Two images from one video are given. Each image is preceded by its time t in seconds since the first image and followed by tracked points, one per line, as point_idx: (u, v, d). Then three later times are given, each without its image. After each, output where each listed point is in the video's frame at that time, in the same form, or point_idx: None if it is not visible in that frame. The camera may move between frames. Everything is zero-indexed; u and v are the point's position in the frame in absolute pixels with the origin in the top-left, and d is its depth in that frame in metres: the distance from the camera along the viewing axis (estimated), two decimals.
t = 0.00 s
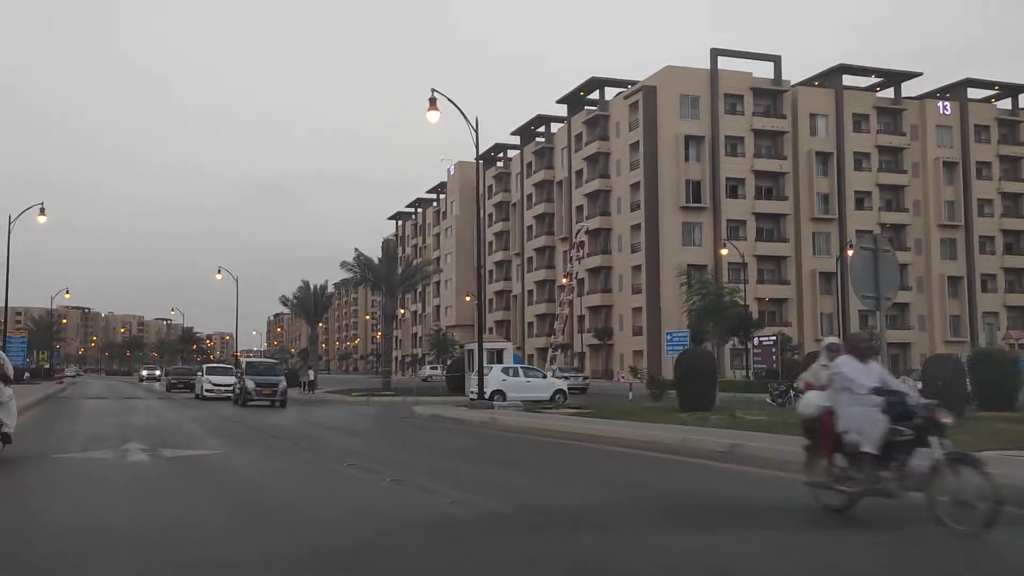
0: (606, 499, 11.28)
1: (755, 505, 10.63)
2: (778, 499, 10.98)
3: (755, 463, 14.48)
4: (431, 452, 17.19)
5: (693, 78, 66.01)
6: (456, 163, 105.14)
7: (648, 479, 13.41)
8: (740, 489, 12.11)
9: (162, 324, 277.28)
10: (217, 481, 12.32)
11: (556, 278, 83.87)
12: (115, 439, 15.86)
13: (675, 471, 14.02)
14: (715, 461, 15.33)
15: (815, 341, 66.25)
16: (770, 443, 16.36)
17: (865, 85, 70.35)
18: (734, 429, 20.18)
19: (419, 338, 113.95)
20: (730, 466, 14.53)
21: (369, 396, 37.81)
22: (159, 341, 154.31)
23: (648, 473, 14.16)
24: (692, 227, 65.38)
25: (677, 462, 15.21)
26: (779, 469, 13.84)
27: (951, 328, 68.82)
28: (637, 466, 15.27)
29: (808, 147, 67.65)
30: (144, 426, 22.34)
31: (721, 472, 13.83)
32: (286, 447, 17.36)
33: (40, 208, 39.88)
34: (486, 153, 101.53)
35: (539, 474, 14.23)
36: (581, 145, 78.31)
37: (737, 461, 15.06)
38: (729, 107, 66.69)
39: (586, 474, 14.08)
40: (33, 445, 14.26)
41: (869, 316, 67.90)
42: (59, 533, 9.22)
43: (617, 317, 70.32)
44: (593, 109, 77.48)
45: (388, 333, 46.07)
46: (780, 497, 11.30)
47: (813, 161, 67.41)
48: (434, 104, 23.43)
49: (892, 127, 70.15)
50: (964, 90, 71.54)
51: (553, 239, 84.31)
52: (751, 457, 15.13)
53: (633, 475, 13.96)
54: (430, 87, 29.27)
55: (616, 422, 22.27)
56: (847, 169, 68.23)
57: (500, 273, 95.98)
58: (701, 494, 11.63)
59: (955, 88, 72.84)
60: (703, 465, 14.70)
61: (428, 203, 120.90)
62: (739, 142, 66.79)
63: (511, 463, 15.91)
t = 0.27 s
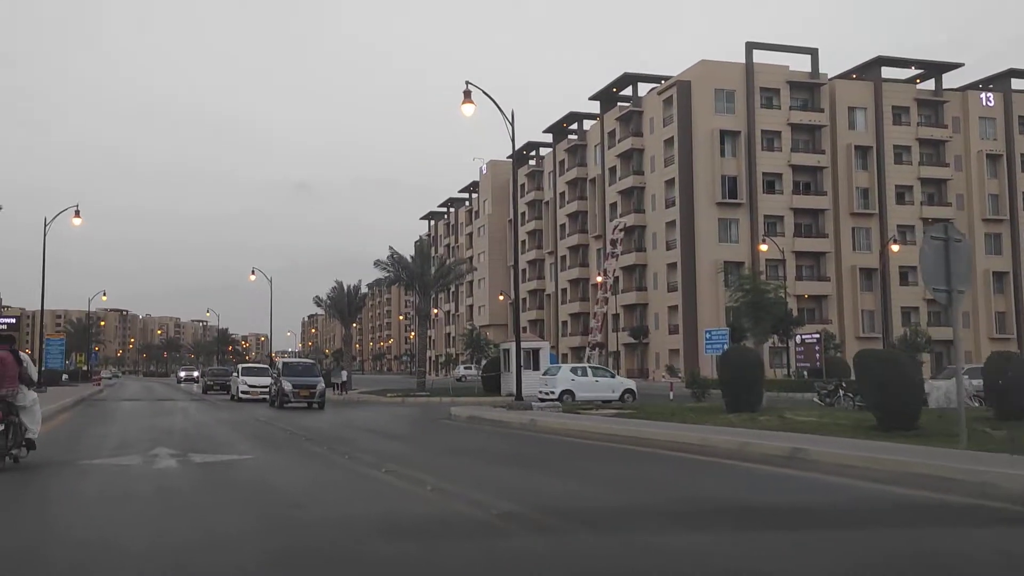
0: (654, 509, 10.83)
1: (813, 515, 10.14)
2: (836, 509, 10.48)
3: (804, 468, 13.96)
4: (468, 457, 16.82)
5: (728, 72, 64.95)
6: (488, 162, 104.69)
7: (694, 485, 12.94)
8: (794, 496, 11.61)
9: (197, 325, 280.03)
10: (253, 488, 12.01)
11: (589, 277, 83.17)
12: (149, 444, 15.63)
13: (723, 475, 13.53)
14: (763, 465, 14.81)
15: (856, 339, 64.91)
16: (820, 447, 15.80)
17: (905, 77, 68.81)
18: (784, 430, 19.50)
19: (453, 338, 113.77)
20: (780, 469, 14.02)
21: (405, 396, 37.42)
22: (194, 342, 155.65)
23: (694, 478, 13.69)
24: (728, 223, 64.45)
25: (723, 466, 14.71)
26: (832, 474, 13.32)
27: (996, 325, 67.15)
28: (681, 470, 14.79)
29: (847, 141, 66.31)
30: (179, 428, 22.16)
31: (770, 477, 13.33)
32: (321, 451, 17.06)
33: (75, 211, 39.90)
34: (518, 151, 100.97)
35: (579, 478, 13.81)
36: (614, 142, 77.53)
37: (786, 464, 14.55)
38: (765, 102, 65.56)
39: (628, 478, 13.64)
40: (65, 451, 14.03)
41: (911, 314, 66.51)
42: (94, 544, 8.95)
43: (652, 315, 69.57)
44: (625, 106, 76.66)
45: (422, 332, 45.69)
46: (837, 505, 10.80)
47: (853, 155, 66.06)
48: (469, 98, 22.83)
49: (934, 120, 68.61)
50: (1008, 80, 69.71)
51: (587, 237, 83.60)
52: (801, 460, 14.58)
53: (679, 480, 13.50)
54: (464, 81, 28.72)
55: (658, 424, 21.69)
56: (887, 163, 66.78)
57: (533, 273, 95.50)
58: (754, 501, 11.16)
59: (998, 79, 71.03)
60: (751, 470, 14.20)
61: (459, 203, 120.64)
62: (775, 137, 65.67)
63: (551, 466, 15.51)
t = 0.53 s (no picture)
0: (700, 514, 10.29)
1: (871, 523, 9.58)
2: (893, 517, 9.91)
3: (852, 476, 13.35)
4: (499, 463, 16.33)
5: (760, 66, 63.86)
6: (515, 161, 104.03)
7: (737, 489, 12.40)
8: (847, 502, 11.04)
9: (226, 325, 281.81)
10: (279, 494, 11.59)
11: (618, 275, 82.26)
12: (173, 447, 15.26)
13: (768, 480, 12.96)
14: (808, 472, 14.21)
15: (894, 338, 63.52)
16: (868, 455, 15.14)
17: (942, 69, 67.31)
18: (831, 433, 18.70)
19: (480, 338, 113.25)
20: (828, 476, 13.41)
21: (434, 396, 36.81)
22: (223, 342, 156.41)
23: (737, 481, 13.11)
24: (760, 220, 63.49)
25: (765, 472, 14.14)
26: (886, 481, 12.70)
27: None
28: (724, 474, 14.20)
29: (883, 135, 64.95)
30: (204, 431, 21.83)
31: (817, 484, 12.74)
32: (348, 455, 16.65)
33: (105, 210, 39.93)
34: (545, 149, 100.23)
35: (617, 481, 13.29)
36: (644, 139, 76.60)
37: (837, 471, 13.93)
38: (799, 96, 64.38)
39: (667, 482, 13.11)
40: (88, 455, 13.68)
41: (950, 312, 65.08)
42: (117, 549, 8.56)
43: (683, 314, 68.62)
44: (655, 102, 75.67)
45: (451, 332, 45.18)
46: (896, 513, 10.21)
47: (889, 150, 64.70)
48: (501, 89, 22.12)
49: (972, 113, 67.15)
50: None
51: (616, 236, 82.70)
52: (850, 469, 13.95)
53: (721, 483, 12.95)
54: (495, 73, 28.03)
55: (698, 426, 20.97)
56: (924, 158, 65.36)
57: (561, 272, 94.81)
58: (811, 509, 10.58)
59: None
60: (796, 476, 13.62)
61: (487, 202, 120.07)
62: (809, 132, 64.58)
63: (585, 470, 15.01)
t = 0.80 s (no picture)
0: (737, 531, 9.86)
1: (932, 542, 9.03)
2: (954, 538, 9.36)
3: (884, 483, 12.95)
4: (519, 465, 16.03)
5: (790, 57, 62.70)
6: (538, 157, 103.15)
7: (768, 502, 12.04)
8: (885, 515, 10.66)
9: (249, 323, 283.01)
10: (298, 495, 11.29)
11: (643, 272, 81.31)
12: (190, 446, 14.95)
13: (797, 491, 12.60)
14: (858, 478, 13.56)
15: (928, 334, 62.26)
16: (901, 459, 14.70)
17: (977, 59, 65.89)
18: (879, 433, 17.84)
19: (503, 335, 112.62)
20: (863, 483, 12.98)
21: (459, 394, 36.13)
22: (246, 340, 156.69)
23: (768, 492, 12.72)
24: (790, 215, 62.38)
25: (792, 479, 13.77)
26: (948, 492, 12.04)
27: None
28: (753, 482, 13.74)
29: (916, 127, 63.68)
30: (220, 428, 21.46)
31: (849, 491, 12.37)
32: (366, 455, 16.33)
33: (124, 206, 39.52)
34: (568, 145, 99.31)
35: (640, 493, 12.96)
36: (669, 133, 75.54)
37: (893, 479, 13.23)
38: (829, 87, 63.12)
39: (692, 494, 12.78)
40: (103, 454, 13.36)
41: (985, 308, 63.79)
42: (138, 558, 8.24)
43: (710, 311, 67.55)
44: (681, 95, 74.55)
45: (475, 329, 44.54)
46: (965, 533, 9.59)
47: (922, 142, 63.43)
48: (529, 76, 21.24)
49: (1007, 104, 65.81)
50: None
51: (640, 232, 81.75)
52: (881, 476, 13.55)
53: (750, 494, 12.59)
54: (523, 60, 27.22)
55: (736, 426, 20.14)
56: (958, 150, 64.05)
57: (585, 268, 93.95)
58: (875, 527, 9.96)
59: None
60: (825, 483, 13.23)
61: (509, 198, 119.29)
62: (839, 124, 63.29)
63: (607, 480, 14.67)
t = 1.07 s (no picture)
0: (770, 541, 9.70)
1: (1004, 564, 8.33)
2: None
3: (911, 491, 12.78)
4: (540, 469, 15.89)
5: (817, 49, 61.58)
6: (558, 152, 102.31)
7: (802, 509, 11.68)
8: (933, 529, 10.24)
9: (270, 320, 283.95)
10: (320, 497, 11.24)
11: (666, 268, 80.42)
12: (210, 446, 14.83)
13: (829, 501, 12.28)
14: (907, 489, 12.84)
15: (960, 331, 61.01)
16: (928, 462, 14.49)
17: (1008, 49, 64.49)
18: (929, 435, 16.92)
19: (524, 332, 111.97)
20: (898, 491, 12.62)
21: (482, 392, 35.52)
22: (267, 337, 156.85)
23: (792, 497, 12.48)
24: (816, 209, 61.28)
25: (816, 483, 13.64)
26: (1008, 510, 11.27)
27: None
28: (775, 484, 13.62)
29: (947, 119, 62.50)
30: (236, 427, 21.22)
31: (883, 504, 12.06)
32: (387, 459, 16.21)
33: (143, 201, 39.15)
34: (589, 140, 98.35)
35: (662, 495, 12.88)
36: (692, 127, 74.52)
37: (949, 492, 12.48)
38: (858, 79, 61.91)
39: (713, 497, 12.69)
40: (122, 455, 13.26)
41: (1018, 303, 62.52)
42: (163, 550, 8.17)
43: (734, 307, 66.54)
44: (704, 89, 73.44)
45: (498, 325, 43.89)
46: None
47: (953, 134, 62.23)
48: (555, 63, 20.39)
49: None
50: None
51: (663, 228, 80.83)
52: (908, 483, 13.34)
53: (774, 499, 12.40)
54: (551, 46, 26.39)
55: (776, 425, 19.36)
56: (990, 142, 62.73)
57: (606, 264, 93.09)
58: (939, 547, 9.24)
59: None
60: (848, 490, 13.05)
61: (530, 194, 118.47)
62: (868, 116, 62.05)
63: (629, 481, 14.53)
